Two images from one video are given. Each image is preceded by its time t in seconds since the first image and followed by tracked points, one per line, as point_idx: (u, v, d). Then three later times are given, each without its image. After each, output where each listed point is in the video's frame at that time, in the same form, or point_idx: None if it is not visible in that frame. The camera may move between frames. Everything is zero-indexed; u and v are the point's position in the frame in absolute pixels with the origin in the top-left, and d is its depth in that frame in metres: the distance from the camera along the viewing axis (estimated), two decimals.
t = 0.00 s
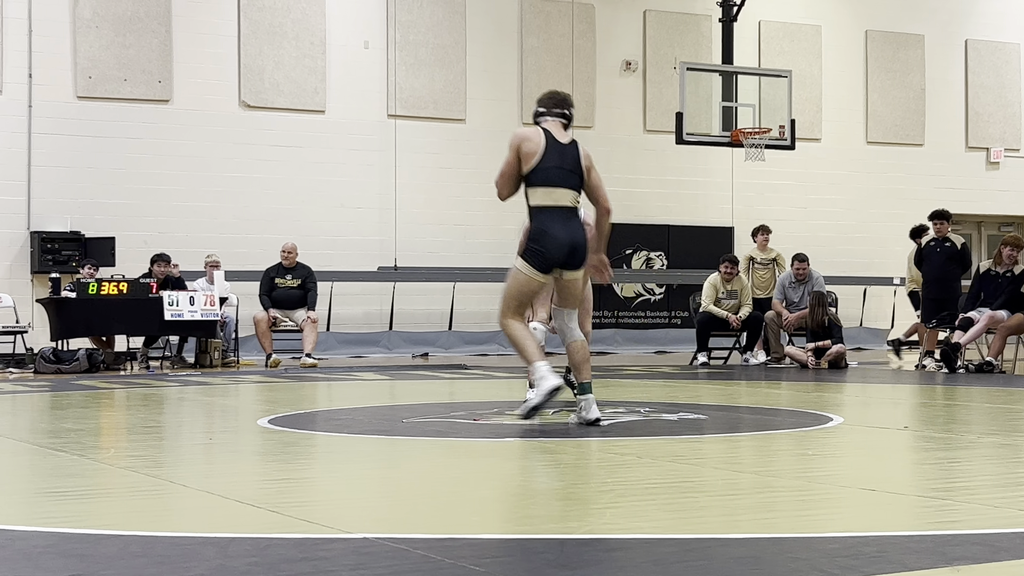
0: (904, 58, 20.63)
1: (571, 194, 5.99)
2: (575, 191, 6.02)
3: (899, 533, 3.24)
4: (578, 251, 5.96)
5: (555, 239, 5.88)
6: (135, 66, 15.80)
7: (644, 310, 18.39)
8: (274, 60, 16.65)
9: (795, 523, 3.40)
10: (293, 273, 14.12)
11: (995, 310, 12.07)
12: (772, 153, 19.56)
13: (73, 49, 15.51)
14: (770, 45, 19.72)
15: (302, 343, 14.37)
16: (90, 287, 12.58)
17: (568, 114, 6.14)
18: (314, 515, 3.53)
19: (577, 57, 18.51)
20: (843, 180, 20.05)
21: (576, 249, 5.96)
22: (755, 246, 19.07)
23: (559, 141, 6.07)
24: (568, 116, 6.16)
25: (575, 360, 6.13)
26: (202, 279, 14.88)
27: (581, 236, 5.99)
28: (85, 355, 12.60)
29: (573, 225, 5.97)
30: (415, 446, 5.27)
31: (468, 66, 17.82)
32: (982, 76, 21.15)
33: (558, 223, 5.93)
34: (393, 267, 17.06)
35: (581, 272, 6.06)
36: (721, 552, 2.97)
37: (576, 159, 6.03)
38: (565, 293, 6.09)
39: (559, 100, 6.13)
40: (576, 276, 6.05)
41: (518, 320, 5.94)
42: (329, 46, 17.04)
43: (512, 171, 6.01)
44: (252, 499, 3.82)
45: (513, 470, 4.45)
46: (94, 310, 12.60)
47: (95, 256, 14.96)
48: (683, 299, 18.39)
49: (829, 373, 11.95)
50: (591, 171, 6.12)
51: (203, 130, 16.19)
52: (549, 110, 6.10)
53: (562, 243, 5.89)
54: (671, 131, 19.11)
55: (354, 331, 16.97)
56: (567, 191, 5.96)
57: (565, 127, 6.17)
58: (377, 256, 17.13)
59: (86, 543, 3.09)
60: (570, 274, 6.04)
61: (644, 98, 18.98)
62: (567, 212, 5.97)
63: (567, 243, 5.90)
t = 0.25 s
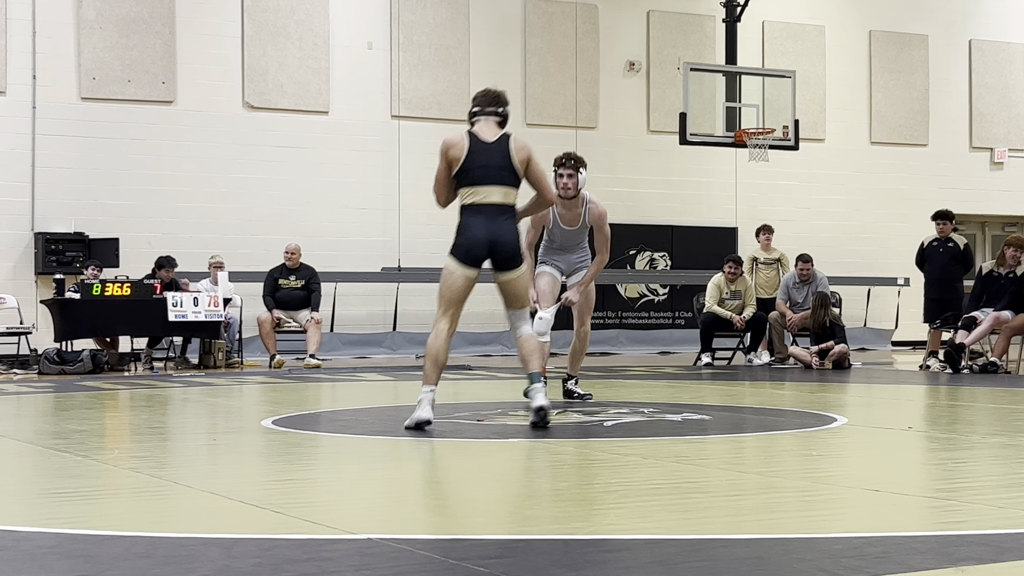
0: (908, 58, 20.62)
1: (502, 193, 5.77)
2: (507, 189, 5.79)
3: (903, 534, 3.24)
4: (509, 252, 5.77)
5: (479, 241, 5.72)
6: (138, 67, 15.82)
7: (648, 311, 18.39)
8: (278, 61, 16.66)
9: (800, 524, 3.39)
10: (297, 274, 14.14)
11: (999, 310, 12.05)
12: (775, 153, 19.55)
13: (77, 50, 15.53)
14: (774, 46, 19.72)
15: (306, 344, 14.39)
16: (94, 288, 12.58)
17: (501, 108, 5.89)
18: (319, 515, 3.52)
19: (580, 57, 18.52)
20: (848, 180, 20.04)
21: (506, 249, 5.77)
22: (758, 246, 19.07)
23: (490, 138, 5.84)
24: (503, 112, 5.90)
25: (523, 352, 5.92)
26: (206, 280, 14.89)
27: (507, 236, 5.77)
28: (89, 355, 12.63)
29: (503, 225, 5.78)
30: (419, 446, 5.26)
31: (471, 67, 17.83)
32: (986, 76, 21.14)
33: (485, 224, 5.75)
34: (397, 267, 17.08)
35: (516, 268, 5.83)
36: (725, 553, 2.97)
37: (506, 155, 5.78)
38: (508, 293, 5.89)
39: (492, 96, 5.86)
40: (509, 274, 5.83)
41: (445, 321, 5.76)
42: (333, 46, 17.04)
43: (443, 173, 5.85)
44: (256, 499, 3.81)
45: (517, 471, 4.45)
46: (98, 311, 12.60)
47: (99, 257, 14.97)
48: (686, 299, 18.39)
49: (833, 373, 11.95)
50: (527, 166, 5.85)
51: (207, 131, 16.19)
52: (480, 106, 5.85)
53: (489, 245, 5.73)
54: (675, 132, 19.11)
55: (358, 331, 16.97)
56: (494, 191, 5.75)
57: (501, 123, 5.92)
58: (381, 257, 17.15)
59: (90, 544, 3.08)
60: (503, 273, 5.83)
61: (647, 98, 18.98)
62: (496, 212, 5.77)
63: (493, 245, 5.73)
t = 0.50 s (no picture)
0: (911, 58, 20.60)
1: (460, 179, 5.80)
2: (469, 178, 5.83)
3: (906, 534, 3.23)
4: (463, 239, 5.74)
5: (434, 226, 5.70)
6: (141, 68, 15.83)
7: (650, 311, 18.41)
8: (280, 61, 16.67)
9: (802, 524, 3.39)
10: (300, 274, 14.14)
11: (1001, 310, 12.04)
12: (778, 153, 19.55)
13: (79, 51, 15.53)
14: (776, 46, 19.71)
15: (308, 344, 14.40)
16: (97, 289, 12.59)
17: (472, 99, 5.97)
18: (322, 516, 3.52)
19: (582, 57, 18.52)
20: (850, 180, 20.03)
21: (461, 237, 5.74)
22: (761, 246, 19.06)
23: (453, 127, 5.90)
24: (469, 102, 5.96)
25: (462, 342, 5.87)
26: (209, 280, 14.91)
27: (469, 223, 5.78)
28: (92, 356, 12.65)
29: (460, 210, 5.78)
30: (421, 446, 5.27)
31: (473, 67, 17.83)
32: (989, 76, 21.11)
33: (441, 209, 5.75)
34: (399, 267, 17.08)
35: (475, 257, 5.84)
36: (728, 553, 2.97)
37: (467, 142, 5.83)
38: (461, 283, 5.90)
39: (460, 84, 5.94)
40: (469, 262, 5.83)
41: (425, 311, 5.67)
42: (335, 47, 17.05)
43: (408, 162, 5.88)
44: (259, 500, 3.81)
45: (520, 471, 4.45)
46: (100, 312, 12.60)
47: (101, 258, 14.98)
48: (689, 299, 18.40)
49: (835, 373, 11.95)
50: (487, 154, 5.87)
51: (210, 132, 16.20)
52: (448, 95, 5.92)
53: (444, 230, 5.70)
54: (677, 132, 19.11)
55: (361, 331, 16.98)
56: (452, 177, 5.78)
57: (467, 113, 5.98)
58: (384, 257, 17.15)
59: (94, 544, 3.09)
60: (465, 261, 5.83)
61: (649, 98, 18.98)
62: (453, 198, 5.78)
63: (448, 230, 5.70)
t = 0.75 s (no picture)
0: (912, 58, 20.59)
1: (438, 199, 6.00)
2: (447, 200, 6.02)
3: (907, 534, 3.23)
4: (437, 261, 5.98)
5: (410, 246, 5.95)
6: (143, 68, 15.83)
7: (652, 311, 18.40)
8: (282, 62, 16.68)
9: (804, 523, 3.39)
10: (301, 275, 14.14)
11: (1004, 310, 12.02)
12: (780, 153, 19.54)
13: (81, 52, 15.54)
14: (778, 46, 19.70)
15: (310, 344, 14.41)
16: (99, 289, 12.58)
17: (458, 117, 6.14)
18: (323, 516, 3.52)
19: (584, 57, 18.51)
20: (852, 180, 20.03)
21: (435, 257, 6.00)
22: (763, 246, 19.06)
23: (438, 146, 6.07)
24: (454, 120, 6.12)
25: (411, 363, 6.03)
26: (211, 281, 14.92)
27: (443, 244, 5.99)
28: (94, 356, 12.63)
29: (435, 230, 5.99)
30: (423, 447, 5.27)
31: (475, 67, 17.83)
32: (991, 75, 21.10)
33: (416, 228, 5.99)
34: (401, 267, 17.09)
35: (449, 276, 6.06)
36: (730, 553, 2.97)
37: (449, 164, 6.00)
38: (431, 301, 6.07)
39: (447, 103, 6.12)
40: (443, 281, 6.05)
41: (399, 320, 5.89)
42: (337, 47, 17.05)
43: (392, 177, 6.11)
44: (262, 501, 3.81)
45: (522, 471, 4.45)
46: (102, 312, 12.60)
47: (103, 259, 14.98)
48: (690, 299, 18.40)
49: (837, 373, 11.94)
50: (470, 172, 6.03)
51: (212, 132, 16.20)
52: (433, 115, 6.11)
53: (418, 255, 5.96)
54: (679, 132, 19.10)
55: (363, 332, 16.99)
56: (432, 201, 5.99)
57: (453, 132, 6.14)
58: (385, 257, 17.15)
59: (96, 544, 3.08)
60: (439, 279, 6.05)
61: (651, 99, 18.97)
62: (429, 218, 6.01)
63: (422, 249, 5.95)
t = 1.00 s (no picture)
0: (913, 58, 20.59)
1: (423, 195, 6.11)
2: (431, 193, 6.10)
3: (909, 535, 3.23)
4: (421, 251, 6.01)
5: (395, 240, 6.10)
6: (144, 69, 15.83)
7: (653, 312, 18.40)
8: (283, 63, 16.68)
9: (805, 524, 3.39)
10: (302, 275, 14.14)
11: (1006, 310, 11.99)
12: (781, 154, 19.54)
13: (82, 53, 15.54)
14: (778, 46, 19.70)
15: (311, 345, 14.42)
16: (100, 289, 12.61)
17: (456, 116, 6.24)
18: (323, 516, 3.53)
19: (585, 58, 18.51)
20: (853, 181, 20.03)
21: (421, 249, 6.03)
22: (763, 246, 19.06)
23: (433, 145, 6.24)
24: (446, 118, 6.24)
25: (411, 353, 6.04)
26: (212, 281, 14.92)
27: (423, 236, 6.02)
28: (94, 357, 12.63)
29: (419, 224, 6.06)
30: (424, 447, 5.28)
31: (476, 68, 17.83)
32: (991, 75, 21.10)
33: (405, 224, 6.13)
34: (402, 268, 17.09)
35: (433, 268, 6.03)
36: (731, 553, 2.97)
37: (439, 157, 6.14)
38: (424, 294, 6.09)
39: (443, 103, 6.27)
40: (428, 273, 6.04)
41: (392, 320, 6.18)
42: (338, 48, 17.06)
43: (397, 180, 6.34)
44: (262, 501, 3.83)
45: (523, 472, 4.45)
46: (103, 312, 12.62)
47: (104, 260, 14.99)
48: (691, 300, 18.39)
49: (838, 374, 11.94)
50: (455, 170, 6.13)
51: (212, 133, 16.21)
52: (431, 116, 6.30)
53: (402, 244, 6.04)
54: (679, 132, 19.10)
55: (364, 332, 16.99)
56: (420, 191, 6.11)
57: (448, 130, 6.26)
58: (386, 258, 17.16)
59: (96, 544, 3.09)
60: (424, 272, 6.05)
61: (652, 100, 18.97)
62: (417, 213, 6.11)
63: (403, 243, 6.05)
